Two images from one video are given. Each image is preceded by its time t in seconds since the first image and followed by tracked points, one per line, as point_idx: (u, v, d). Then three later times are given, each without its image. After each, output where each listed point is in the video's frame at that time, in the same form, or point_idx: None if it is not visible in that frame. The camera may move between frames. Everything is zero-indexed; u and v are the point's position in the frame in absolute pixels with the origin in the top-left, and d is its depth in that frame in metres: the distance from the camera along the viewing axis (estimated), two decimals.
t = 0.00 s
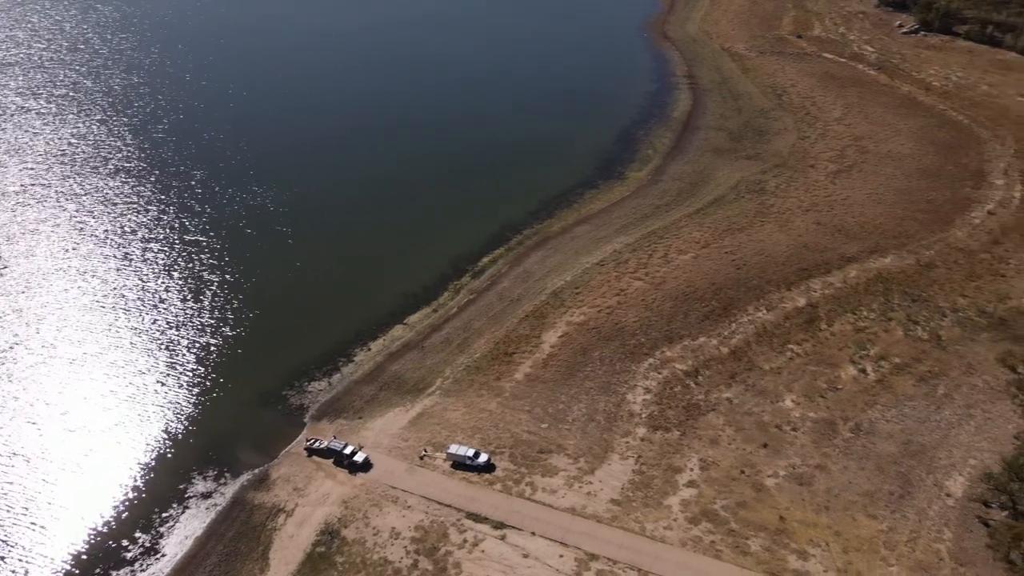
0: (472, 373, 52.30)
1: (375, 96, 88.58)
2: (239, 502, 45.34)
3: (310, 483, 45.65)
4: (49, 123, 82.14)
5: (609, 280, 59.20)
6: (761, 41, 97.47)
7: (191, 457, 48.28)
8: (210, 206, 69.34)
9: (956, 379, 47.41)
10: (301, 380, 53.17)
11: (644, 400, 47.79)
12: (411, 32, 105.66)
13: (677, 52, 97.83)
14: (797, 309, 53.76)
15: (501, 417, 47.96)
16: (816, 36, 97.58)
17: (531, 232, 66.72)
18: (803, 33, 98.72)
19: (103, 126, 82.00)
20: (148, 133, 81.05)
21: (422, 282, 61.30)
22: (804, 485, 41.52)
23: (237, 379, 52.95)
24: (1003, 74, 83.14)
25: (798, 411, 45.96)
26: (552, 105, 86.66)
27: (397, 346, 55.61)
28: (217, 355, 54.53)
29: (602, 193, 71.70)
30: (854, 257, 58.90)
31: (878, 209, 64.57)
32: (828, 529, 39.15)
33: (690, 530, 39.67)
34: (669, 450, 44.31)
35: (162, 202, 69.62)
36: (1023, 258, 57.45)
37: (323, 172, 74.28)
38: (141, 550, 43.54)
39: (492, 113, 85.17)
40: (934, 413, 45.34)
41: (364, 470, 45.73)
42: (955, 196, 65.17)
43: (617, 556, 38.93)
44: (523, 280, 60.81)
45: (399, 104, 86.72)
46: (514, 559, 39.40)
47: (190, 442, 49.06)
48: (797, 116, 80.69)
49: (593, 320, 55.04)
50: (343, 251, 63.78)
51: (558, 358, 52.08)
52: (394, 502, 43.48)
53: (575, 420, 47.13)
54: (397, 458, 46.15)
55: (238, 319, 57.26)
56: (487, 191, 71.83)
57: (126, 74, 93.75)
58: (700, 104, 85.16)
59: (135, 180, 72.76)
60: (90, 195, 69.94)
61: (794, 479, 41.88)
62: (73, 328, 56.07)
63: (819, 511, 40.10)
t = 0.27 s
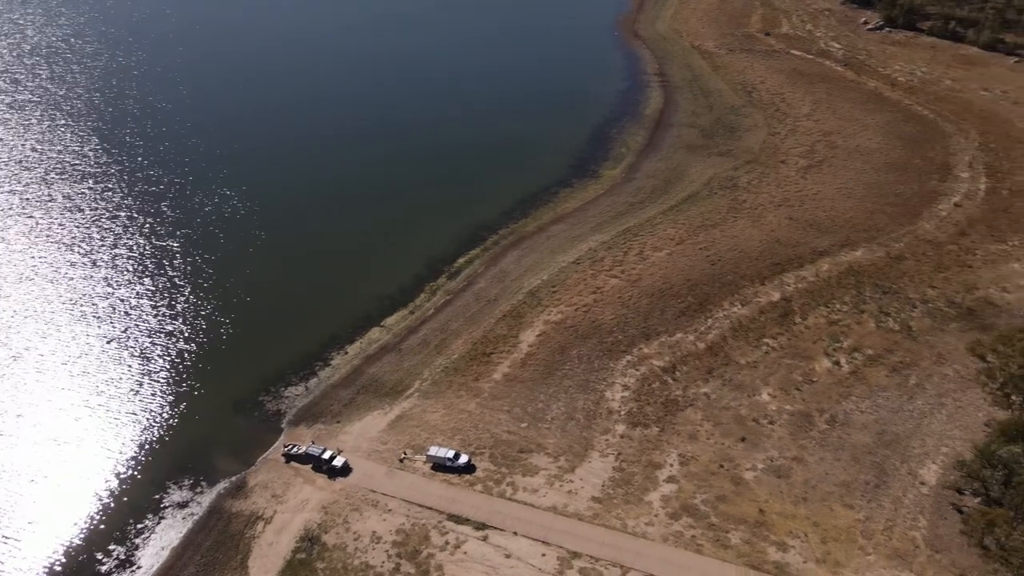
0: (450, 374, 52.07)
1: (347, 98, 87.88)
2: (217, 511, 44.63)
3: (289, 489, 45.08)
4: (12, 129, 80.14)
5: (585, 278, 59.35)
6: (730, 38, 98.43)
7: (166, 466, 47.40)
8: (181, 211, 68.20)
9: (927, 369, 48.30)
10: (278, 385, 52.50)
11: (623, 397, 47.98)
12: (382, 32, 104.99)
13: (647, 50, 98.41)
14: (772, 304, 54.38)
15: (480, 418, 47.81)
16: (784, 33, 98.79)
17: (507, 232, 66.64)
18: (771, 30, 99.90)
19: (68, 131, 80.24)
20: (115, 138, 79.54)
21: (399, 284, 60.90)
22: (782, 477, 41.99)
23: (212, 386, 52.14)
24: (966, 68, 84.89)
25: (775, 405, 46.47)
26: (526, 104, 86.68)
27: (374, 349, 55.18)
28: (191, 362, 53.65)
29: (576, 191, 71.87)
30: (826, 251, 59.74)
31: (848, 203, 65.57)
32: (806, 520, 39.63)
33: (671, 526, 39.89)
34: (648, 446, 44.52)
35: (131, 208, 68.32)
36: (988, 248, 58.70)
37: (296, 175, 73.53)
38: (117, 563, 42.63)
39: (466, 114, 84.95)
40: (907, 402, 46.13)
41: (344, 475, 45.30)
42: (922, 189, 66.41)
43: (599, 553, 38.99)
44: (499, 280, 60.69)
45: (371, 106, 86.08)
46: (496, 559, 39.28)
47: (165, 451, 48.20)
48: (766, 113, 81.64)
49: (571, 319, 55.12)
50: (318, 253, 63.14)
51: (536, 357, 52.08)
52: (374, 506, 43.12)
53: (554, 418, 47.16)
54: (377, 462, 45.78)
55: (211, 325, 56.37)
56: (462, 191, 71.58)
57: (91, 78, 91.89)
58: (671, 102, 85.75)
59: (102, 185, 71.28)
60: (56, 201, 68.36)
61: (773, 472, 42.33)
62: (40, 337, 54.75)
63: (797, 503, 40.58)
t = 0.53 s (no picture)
0: (428, 376, 51.81)
1: (319, 99, 87.01)
2: (194, 520, 43.91)
3: (267, 496, 44.49)
4: None
5: (561, 276, 59.44)
6: (699, 36, 99.30)
7: (141, 475, 46.51)
8: (151, 215, 66.99)
9: (898, 359, 49.18)
10: (253, 390, 51.80)
11: (601, 394, 48.14)
12: (353, 33, 104.16)
13: (618, 48, 98.90)
14: (746, 298, 54.96)
15: (460, 419, 47.65)
16: (753, 31, 99.93)
17: (483, 232, 66.50)
18: (740, 28, 100.98)
19: (32, 136, 78.39)
20: (81, 142, 77.89)
21: (375, 286, 60.44)
22: (760, 470, 42.45)
23: (186, 393, 51.26)
24: (929, 64, 86.57)
25: (751, 398, 46.98)
26: (499, 104, 86.61)
27: (351, 352, 54.70)
28: (164, 369, 52.71)
29: (551, 190, 71.96)
30: (798, 245, 60.54)
31: (818, 197, 66.51)
32: (784, 512, 40.11)
33: (651, 521, 40.11)
34: (628, 443, 44.73)
35: (99, 213, 66.91)
36: (955, 239, 59.92)
37: (269, 177, 72.62)
38: None
39: (439, 114, 84.64)
40: (880, 392, 46.93)
41: (323, 479, 44.82)
42: (890, 182, 67.61)
43: (581, 550, 39.06)
44: (476, 280, 60.54)
45: (344, 107, 85.33)
46: (478, 560, 39.16)
47: (139, 460, 47.26)
48: (737, 109, 82.50)
49: (548, 317, 55.16)
50: (292, 257, 62.41)
51: (514, 356, 52.06)
52: (354, 510, 42.73)
53: (533, 417, 47.17)
54: (356, 466, 45.38)
55: (184, 331, 55.44)
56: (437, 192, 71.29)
57: (54, 82, 89.91)
58: (643, 100, 86.25)
59: (68, 191, 69.72)
60: (21, 208, 66.72)
61: (751, 465, 42.78)
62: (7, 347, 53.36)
63: (775, 494, 41.05)
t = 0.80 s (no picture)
0: (406, 378, 51.53)
1: (292, 100, 86.13)
2: (170, 530, 43.14)
3: (244, 503, 43.86)
4: None
5: (537, 275, 59.49)
6: (669, 34, 100.06)
7: (113, 487, 45.53)
8: (119, 221, 65.69)
9: (870, 350, 50.04)
10: (228, 397, 51.04)
11: (580, 392, 48.29)
12: (324, 34, 103.20)
13: (589, 47, 99.25)
14: (721, 293, 55.51)
15: (438, 420, 47.45)
16: (721, 28, 100.96)
17: (458, 232, 66.31)
18: (709, 26, 101.94)
19: None
20: (45, 148, 76.17)
21: (350, 288, 59.93)
22: (738, 463, 42.91)
23: (160, 401, 50.34)
24: (894, 59, 88.19)
25: (728, 391, 47.47)
26: (473, 104, 86.41)
27: (327, 355, 54.18)
28: (136, 376, 51.70)
29: (525, 189, 72.00)
30: (771, 240, 61.28)
31: (789, 192, 67.41)
32: (763, 503, 40.59)
33: (632, 516, 40.33)
34: (607, 439, 44.92)
35: (65, 220, 65.42)
36: (922, 231, 61.11)
37: (242, 180, 71.69)
38: None
39: (413, 114, 84.19)
40: (853, 383, 47.71)
41: (301, 485, 44.32)
42: (858, 176, 68.77)
43: (563, 548, 39.12)
44: (452, 281, 60.33)
45: (316, 108, 84.50)
46: (460, 560, 39.03)
47: (112, 470, 46.32)
48: (708, 106, 83.29)
49: (525, 316, 55.16)
50: (267, 260, 61.63)
51: (492, 355, 52.00)
52: (334, 514, 42.33)
53: (513, 416, 47.16)
54: (335, 470, 44.95)
55: (156, 338, 54.46)
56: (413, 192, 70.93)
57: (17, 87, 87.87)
58: (615, 98, 86.64)
59: (33, 197, 68.09)
60: None
61: (728, 458, 43.21)
62: None
63: (753, 487, 41.53)
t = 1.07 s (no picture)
0: (383, 380, 51.18)
1: (266, 102, 85.27)
2: (145, 540, 42.32)
3: (221, 511, 43.20)
4: None
5: (513, 274, 59.47)
6: (640, 33, 100.65)
7: (85, 498, 44.53)
8: (87, 227, 64.33)
9: (843, 342, 50.84)
10: (203, 403, 50.25)
11: (559, 390, 48.38)
12: (297, 35, 102.39)
13: (561, 46, 99.43)
14: (696, 289, 55.99)
15: (417, 421, 47.20)
16: (691, 26, 101.79)
17: (434, 233, 66.02)
18: (679, 24, 102.74)
19: None
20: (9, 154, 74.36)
21: (325, 291, 59.36)
22: (716, 456, 43.31)
23: (133, 409, 49.40)
24: (860, 55, 89.70)
25: (705, 386, 47.91)
26: (447, 103, 86.13)
27: (303, 359, 53.61)
28: (108, 385, 50.65)
29: (500, 188, 71.92)
30: (743, 235, 61.96)
31: (761, 188, 68.21)
32: (741, 495, 41.03)
33: (613, 512, 40.50)
34: (586, 436, 45.06)
35: (30, 227, 63.88)
36: (891, 224, 62.24)
37: (214, 183, 70.73)
38: None
39: (388, 115, 83.71)
40: (827, 374, 48.43)
41: (279, 490, 43.78)
42: (828, 170, 69.83)
43: (545, 546, 39.14)
44: (428, 282, 60.05)
45: (289, 110, 83.64)
46: (442, 562, 38.85)
47: (84, 481, 45.32)
48: (679, 104, 83.96)
49: (502, 316, 55.10)
50: (241, 264, 60.87)
51: (470, 355, 51.87)
52: (314, 519, 41.89)
53: (492, 415, 47.09)
54: (313, 474, 44.47)
55: (128, 345, 53.42)
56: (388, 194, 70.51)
57: None
58: (587, 96, 86.93)
59: None
60: None
61: (707, 452, 43.59)
62: None
63: (731, 479, 41.95)
